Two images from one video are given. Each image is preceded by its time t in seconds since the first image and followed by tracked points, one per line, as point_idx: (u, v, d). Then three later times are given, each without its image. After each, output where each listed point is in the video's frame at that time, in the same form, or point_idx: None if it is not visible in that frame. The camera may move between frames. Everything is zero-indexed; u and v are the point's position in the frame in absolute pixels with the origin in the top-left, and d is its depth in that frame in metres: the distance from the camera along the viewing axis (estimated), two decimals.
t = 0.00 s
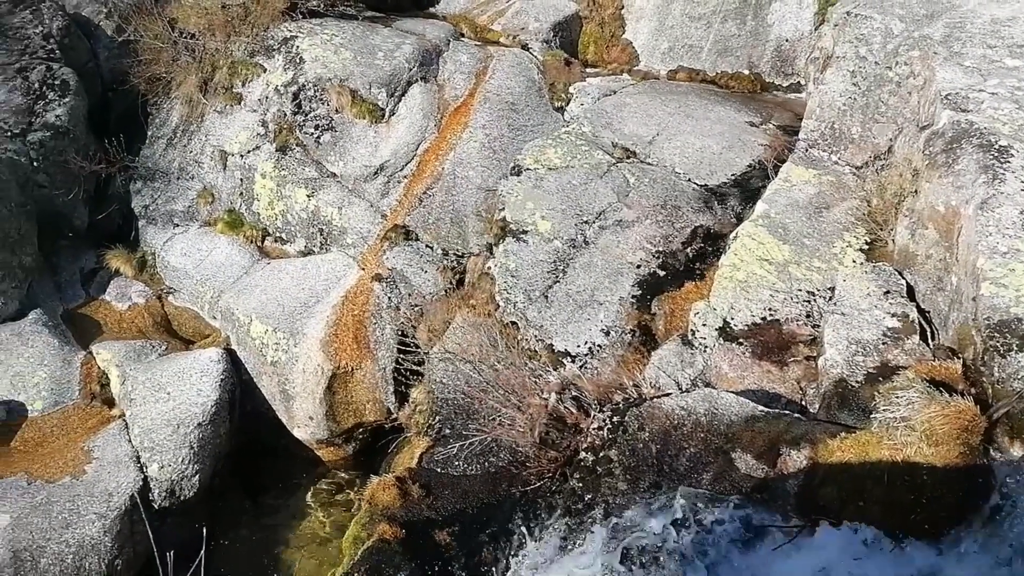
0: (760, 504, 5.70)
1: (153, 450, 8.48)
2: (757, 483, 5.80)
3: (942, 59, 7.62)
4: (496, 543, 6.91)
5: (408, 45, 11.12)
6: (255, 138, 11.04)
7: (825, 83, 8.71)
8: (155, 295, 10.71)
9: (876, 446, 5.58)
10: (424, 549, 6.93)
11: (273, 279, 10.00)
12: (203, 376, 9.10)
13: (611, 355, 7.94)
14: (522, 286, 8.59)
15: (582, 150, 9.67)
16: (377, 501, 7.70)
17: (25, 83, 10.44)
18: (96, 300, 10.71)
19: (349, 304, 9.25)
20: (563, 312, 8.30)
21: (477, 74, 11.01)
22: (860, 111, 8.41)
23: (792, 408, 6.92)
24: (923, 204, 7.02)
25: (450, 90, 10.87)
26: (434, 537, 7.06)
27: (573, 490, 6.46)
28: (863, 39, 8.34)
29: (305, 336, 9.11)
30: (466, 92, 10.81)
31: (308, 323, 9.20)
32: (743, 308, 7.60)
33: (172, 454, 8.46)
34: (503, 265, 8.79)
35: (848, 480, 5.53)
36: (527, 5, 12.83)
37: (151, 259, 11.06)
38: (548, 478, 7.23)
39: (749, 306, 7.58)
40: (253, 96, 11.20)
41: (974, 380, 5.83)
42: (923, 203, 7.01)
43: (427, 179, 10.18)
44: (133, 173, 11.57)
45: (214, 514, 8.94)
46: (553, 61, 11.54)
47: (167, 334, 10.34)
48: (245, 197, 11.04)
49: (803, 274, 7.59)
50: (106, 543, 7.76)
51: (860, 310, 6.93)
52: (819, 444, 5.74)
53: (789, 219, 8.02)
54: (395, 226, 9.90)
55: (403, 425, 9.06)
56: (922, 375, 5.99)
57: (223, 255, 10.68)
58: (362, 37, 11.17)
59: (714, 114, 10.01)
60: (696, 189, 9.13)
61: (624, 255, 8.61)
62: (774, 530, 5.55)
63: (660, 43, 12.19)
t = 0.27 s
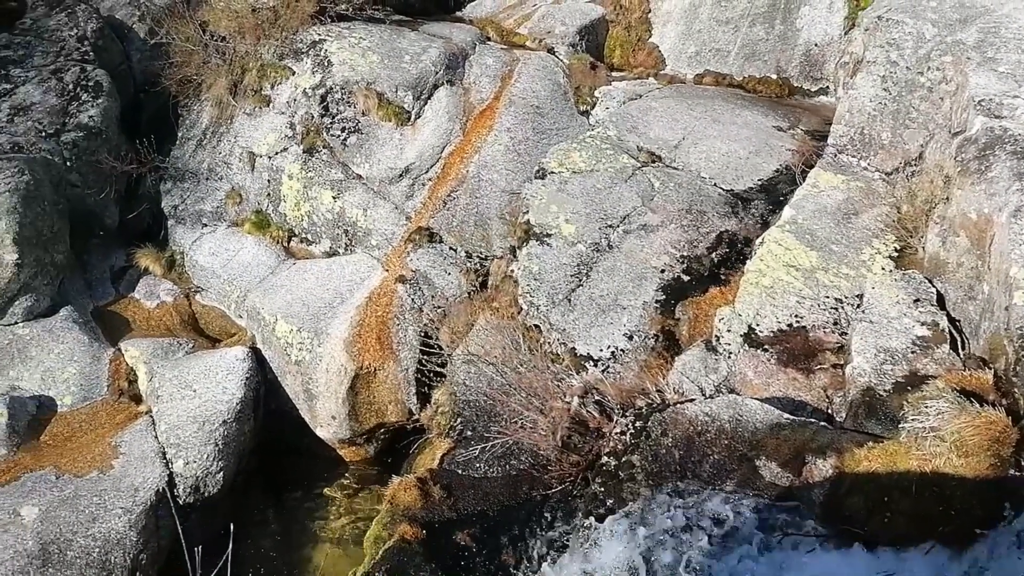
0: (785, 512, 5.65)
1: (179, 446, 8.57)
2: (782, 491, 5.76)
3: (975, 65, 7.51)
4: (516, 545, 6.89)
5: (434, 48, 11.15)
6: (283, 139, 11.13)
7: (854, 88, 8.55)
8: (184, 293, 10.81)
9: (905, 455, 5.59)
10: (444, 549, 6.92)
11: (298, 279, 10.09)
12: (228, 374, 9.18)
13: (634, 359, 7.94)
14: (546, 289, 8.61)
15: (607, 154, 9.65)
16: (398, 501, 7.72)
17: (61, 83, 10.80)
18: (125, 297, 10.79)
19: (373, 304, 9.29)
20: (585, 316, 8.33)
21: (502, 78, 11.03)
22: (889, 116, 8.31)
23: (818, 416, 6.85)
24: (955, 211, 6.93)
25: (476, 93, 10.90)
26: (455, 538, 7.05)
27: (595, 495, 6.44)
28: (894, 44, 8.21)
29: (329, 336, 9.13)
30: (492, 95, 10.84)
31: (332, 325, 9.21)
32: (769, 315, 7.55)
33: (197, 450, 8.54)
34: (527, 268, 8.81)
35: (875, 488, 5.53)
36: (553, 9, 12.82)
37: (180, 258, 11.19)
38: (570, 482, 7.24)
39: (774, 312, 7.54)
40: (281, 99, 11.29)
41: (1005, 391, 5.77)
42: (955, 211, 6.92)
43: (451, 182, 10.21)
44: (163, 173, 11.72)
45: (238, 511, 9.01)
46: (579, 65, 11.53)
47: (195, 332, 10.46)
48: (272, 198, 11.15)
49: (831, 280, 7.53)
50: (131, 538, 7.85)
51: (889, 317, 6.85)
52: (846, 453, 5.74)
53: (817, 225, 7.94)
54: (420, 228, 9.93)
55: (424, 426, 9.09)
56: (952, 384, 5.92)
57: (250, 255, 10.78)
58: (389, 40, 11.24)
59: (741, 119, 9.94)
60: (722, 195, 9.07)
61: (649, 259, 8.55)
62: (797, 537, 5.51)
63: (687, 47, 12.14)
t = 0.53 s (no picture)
0: (808, 519, 5.58)
1: (201, 442, 8.65)
2: (803, 497, 5.73)
3: (1005, 70, 7.43)
4: (533, 547, 6.88)
5: (457, 50, 11.17)
6: (307, 140, 11.21)
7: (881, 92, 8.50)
8: (207, 292, 10.92)
9: (930, 463, 5.54)
10: (462, 551, 6.94)
11: (320, 279, 10.14)
12: (250, 373, 9.26)
13: (654, 364, 7.89)
14: (566, 292, 8.59)
15: (629, 157, 9.63)
16: (416, 501, 7.74)
17: (90, 84, 11.00)
18: (149, 295, 10.90)
19: (393, 305, 9.31)
20: (605, 319, 8.30)
21: (525, 80, 10.99)
22: (917, 121, 8.20)
23: (841, 423, 6.78)
24: (983, 217, 6.83)
25: (498, 95, 10.90)
26: (472, 540, 7.06)
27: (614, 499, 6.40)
28: (922, 48, 8.19)
29: (349, 336, 9.16)
30: (514, 98, 10.81)
31: (352, 324, 9.25)
32: (792, 321, 7.47)
33: (219, 448, 8.62)
34: (547, 270, 8.79)
35: (899, 497, 5.46)
36: (576, 12, 12.80)
37: (204, 257, 11.26)
38: (589, 486, 7.21)
39: (797, 319, 7.46)
40: (305, 100, 11.38)
41: None
42: (983, 217, 6.83)
43: (472, 184, 10.20)
44: (188, 172, 11.82)
45: (257, 510, 9.06)
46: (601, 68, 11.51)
47: (218, 330, 10.56)
48: (295, 199, 11.24)
49: (855, 286, 7.46)
50: (153, 533, 7.95)
51: (915, 324, 6.77)
52: (870, 461, 5.70)
53: (841, 230, 7.86)
54: (441, 230, 9.95)
55: (443, 427, 9.12)
56: (979, 392, 5.95)
57: (273, 254, 10.85)
58: (413, 42, 11.31)
59: (764, 122, 9.88)
60: (744, 199, 9.01)
61: (670, 263, 8.50)
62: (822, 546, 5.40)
63: (711, 49, 12.04)
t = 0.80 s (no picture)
0: (827, 528, 5.51)
1: (219, 438, 8.70)
2: (822, 504, 5.68)
3: None
4: (547, 548, 6.87)
5: (478, 51, 11.18)
6: (327, 140, 11.29)
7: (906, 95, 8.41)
8: (227, 288, 11.00)
9: (952, 473, 5.54)
10: (476, 551, 6.94)
11: (338, 278, 10.18)
12: (269, 369, 9.31)
13: (671, 367, 7.83)
14: (583, 295, 8.48)
15: (648, 159, 9.53)
16: (431, 501, 7.74)
17: (115, 82, 11.10)
18: (171, 292, 10.99)
19: (409, 305, 9.35)
20: (623, 322, 8.19)
21: (545, 81, 10.97)
22: (942, 125, 8.10)
23: (861, 430, 6.76)
24: (1009, 223, 6.76)
25: (517, 96, 10.90)
26: (486, 540, 7.05)
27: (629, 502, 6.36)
28: (949, 52, 8.07)
29: (367, 334, 9.19)
30: (534, 99, 10.81)
31: (370, 322, 9.28)
32: (812, 326, 7.42)
33: (237, 443, 8.66)
34: (564, 273, 8.68)
35: (918, 505, 5.47)
36: (597, 13, 12.77)
37: (225, 254, 11.38)
38: (604, 487, 7.27)
39: (817, 324, 7.40)
40: (326, 99, 11.46)
41: None
42: (1010, 223, 6.76)
43: (491, 184, 10.20)
44: (209, 170, 11.90)
45: (273, 505, 9.08)
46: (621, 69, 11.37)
47: (236, 327, 10.62)
48: (315, 197, 11.30)
49: (877, 292, 7.38)
50: (170, 527, 8.02)
51: (937, 330, 6.74)
52: (889, 469, 5.71)
53: (864, 235, 7.78)
54: (458, 230, 9.96)
55: (458, 427, 9.18)
56: (1003, 402, 5.94)
57: (292, 252, 10.89)
58: (433, 42, 11.33)
59: (786, 125, 9.80)
60: (765, 202, 8.93)
61: (689, 266, 8.43)
62: (841, 555, 5.31)
63: (732, 51, 11.96)
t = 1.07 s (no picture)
0: (850, 535, 5.49)
1: (241, 434, 8.79)
2: (845, 512, 5.63)
3: None
4: (565, 550, 6.85)
5: (501, 52, 11.20)
6: (351, 140, 11.35)
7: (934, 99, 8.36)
8: (250, 286, 11.11)
9: (979, 482, 5.51)
10: (494, 551, 6.95)
11: (360, 277, 10.24)
12: (291, 367, 9.39)
13: (692, 371, 7.79)
14: (604, 297, 8.50)
15: (671, 161, 9.51)
16: (450, 500, 7.81)
17: (143, 82, 11.26)
18: (195, 288, 11.08)
19: (430, 305, 9.38)
20: (643, 325, 8.18)
21: (568, 83, 10.97)
22: (970, 130, 8.02)
23: (885, 438, 6.77)
24: None
25: (540, 97, 10.92)
26: (504, 541, 7.06)
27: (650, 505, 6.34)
28: (979, 56, 8.02)
29: (387, 333, 9.24)
30: (556, 101, 10.81)
31: (391, 321, 9.34)
32: (836, 332, 7.35)
33: (259, 439, 8.75)
34: (586, 275, 8.72)
35: (943, 516, 5.42)
36: (621, 15, 12.75)
37: (249, 252, 11.49)
38: (624, 491, 7.21)
39: (842, 330, 7.34)
40: (351, 100, 11.53)
41: None
42: None
43: (513, 185, 10.21)
44: (234, 168, 12.02)
45: (294, 502, 9.18)
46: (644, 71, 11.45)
47: (260, 325, 10.72)
48: (338, 197, 11.38)
49: (902, 299, 7.29)
50: (193, 521, 8.09)
51: (964, 339, 6.63)
52: (914, 478, 5.66)
53: (889, 241, 7.71)
54: (480, 231, 9.97)
55: (477, 428, 9.12)
56: None
57: (315, 251, 10.97)
58: (457, 44, 11.37)
59: (811, 129, 9.73)
60: (789, 206, 8.85)
61: (711, 270, 8.39)
62: (864, 564, 5.27)
63: (758, 54, 11.89)
